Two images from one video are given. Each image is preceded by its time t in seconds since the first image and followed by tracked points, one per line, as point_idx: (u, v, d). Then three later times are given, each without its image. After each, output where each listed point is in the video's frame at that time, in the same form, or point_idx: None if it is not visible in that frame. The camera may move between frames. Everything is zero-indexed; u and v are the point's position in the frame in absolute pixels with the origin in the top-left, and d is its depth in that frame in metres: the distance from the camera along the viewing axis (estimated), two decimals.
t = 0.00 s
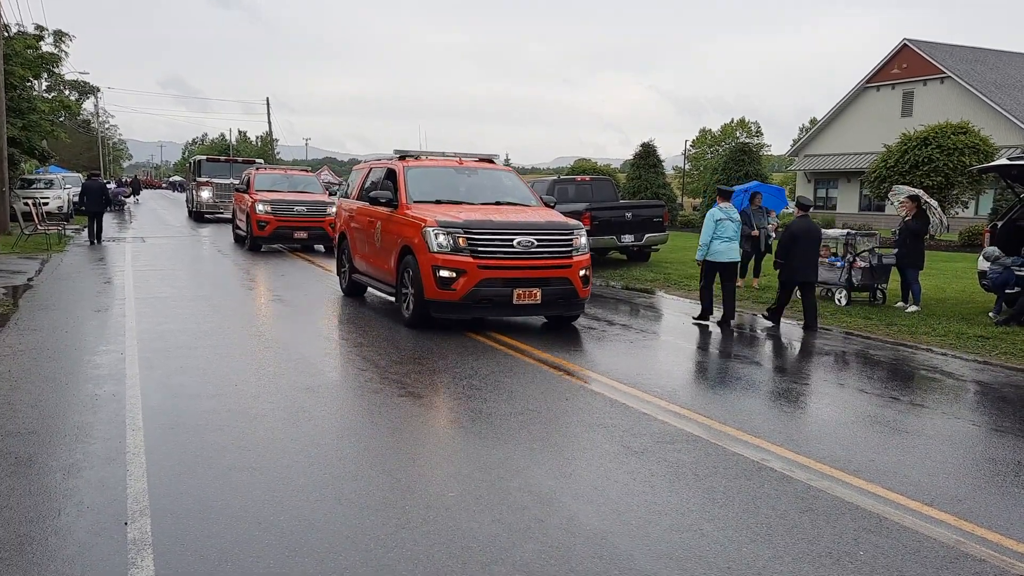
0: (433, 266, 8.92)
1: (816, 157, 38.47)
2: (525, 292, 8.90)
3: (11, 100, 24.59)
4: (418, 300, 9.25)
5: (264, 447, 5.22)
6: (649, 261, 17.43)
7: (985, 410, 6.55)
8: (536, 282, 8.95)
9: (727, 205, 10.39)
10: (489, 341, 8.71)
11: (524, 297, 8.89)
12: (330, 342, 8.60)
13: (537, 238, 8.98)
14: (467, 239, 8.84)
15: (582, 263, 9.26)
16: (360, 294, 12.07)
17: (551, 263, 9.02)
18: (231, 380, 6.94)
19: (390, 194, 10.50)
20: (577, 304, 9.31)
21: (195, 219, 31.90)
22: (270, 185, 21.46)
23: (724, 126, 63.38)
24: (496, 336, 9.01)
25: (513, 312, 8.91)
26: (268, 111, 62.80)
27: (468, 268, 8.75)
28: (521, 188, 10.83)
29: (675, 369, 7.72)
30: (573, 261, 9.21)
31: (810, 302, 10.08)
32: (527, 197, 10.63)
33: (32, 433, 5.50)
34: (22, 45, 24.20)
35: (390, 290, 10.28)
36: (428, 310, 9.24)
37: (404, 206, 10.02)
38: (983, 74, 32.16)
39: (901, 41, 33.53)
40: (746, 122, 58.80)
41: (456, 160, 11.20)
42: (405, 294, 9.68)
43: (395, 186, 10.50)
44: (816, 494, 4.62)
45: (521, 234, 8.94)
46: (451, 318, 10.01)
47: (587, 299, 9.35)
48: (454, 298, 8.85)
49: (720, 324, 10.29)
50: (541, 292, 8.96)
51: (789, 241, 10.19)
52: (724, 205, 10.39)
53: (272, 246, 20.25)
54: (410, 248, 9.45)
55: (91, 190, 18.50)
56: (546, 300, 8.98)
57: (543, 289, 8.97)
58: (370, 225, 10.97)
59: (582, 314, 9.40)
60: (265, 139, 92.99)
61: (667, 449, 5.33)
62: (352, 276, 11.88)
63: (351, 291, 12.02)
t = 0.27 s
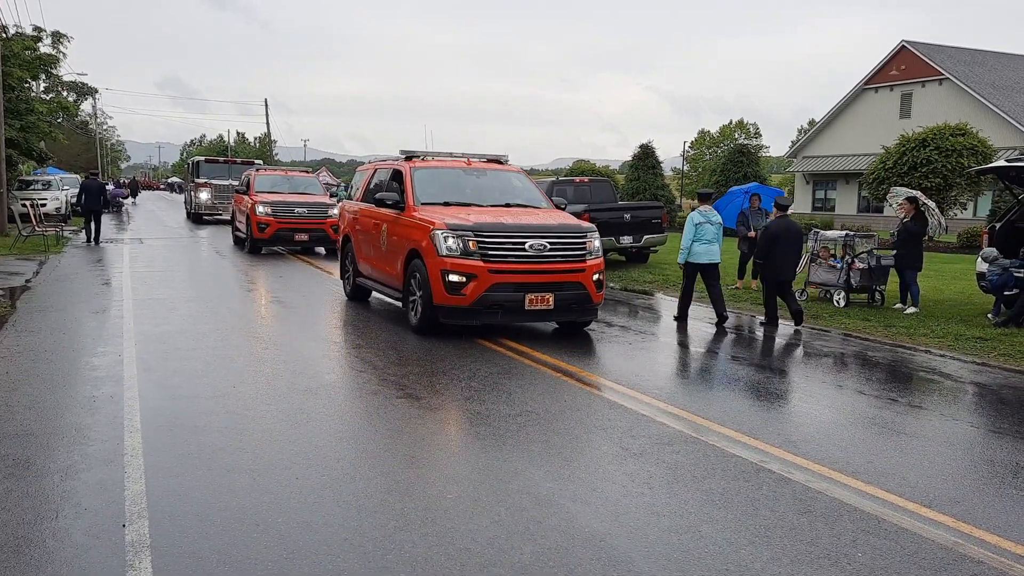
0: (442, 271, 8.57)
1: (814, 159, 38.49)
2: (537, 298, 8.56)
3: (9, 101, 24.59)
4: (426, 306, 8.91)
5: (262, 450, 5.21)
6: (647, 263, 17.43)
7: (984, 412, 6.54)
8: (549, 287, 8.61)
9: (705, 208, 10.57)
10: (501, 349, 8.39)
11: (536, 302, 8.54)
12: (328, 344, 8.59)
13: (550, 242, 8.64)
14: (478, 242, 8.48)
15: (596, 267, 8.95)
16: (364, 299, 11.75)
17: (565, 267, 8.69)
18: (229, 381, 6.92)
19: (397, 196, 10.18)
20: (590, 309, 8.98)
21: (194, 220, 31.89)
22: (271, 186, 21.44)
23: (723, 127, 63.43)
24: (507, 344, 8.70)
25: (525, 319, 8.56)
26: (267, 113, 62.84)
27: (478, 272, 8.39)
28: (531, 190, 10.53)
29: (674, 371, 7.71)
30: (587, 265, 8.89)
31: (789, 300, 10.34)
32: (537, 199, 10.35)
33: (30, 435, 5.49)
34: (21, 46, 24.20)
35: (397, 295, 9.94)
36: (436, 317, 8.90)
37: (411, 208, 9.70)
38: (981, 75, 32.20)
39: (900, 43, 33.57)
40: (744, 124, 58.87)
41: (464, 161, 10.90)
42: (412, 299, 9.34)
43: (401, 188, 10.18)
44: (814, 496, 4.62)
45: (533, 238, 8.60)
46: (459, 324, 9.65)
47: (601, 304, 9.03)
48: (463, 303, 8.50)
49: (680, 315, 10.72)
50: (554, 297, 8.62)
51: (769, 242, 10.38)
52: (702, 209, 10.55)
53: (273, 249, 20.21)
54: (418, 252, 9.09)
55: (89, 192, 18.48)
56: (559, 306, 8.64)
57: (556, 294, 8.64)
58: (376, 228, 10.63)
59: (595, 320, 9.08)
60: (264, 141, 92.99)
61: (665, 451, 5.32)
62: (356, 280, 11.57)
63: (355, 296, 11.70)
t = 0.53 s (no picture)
0: (452, 275, 8.40)
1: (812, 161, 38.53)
2: (550, 303, 8.40)
3: (8, 102, 24.60)
4: (436, 312, 8.75)
5: (260, 452, 5.21)
6: (646, 264, 17.44)
7: (982, 413, 6.55)
8: (562, 292, 8.46)
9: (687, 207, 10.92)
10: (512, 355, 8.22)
11: (548, 308, 8.39)
12: (326, 346, 8.58)
13: (562, 245, 8.47)
14: (489, 246, 8.30)
15: (609, 272, 8.81)
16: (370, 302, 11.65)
17: (577, 272, 8.53)
18: (228, 383, 6.92)
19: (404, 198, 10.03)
20: (603, 314, 8.84)
21: (192, 221, 31.88)
22: (272, 188, 21.42)
23: (721, 129, 63.49)
24: (518, 350, 8.53)
25: (537, 325, 8.42)
26: (265, 114, 62.85)
27: (489, 277, 8.22)
28: (541, 192, 10.39)
29: (672, 372, 7.72)
30: (600, 269, 8.73)
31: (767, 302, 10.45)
32: (546, 201, 10.23)
33: (28, 436, 5.48)
34: (19, 47, 24.21)
35: (405, 299, 9.80)
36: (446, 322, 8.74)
37: (419, 211, 9.55)
38: (979, 77, 32.26)
39: (897, 45, 33.62)
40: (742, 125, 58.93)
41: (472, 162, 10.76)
42: (421, 304, 9.18)
43: (409, 189, 10.03)
44: (812, 498, 4.62)
45: (545, 242, 8.43)
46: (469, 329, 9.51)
47: (614, 309, 8.90)
48: (474, 309, 8.33)
49: (675, 317, 10.81)
50: (567, 303, 8.48)
51: (751, 243, 10.49)
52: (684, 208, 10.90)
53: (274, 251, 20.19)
54: (427, 256, 8.92)
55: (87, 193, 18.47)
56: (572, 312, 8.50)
57: (569, 300, 8.49)
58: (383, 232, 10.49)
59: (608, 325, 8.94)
60: (263, 142, 92.98)
61: (664, 453, 5.32)
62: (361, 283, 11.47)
63: (361, 299, 11.61)
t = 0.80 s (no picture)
0: (462, 280, 8.21)
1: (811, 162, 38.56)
2: (564, 309, 8.20)
3: (7, 104, 24.60)
4: (445, 317, 8.57)
5: (259, 453, 5.21)
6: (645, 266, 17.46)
7: (980, 415, 6.56)
8: (576, 298, 8.27)
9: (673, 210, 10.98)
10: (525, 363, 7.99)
11: (563, 314, 8.19)
12: (326, 348, 8.58)
13: (577, 249, 8.29)
14: (501, 250, 8.11)
15: (625, 276, 8.62)
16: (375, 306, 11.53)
17: (593, 276, 8.34)
18: (227, 385, 6.92)
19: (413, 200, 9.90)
20: (619, 321, 8.65)
21: (192, 223, 31.85)
22: (273, 190, 21.40)
23: (720, 131, 63.53)
24: (531, 357, 8.30)
25: (552, 332, 8.21)
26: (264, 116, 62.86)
27: (501, 282, 8.03)
28: (551, 194, 10.27)
29: (671, 374, 7.72)
30: (616, 274, 8.55)
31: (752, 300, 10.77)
32: (556, 203, 10.11)
33: (27, 438, 5.48)
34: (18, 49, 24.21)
35: (413, 304, 9.64)
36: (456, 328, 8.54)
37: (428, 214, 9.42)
38: (977, 79, 32.30)
39: (896, 47, 33.65)
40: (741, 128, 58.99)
41: (483, 164, 10.65)
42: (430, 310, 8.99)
43: (418, 192, 9.90)
44: (810, 499, 4.63)
45: (559, 245, 8.24)
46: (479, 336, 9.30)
47: (630, 315, 8.71)
48: (485, 315, 8.13)
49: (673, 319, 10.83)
50: (582, 309, 8.28)
51: (737, 241, 10.81)
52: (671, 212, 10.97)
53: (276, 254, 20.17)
54: (437, 261, 8.73)
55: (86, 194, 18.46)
56: (587, 318, 8.31)
57: (584, 306, 8.30)
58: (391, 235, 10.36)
59: (624, 332, 8.75)
60: (262, 144, 92.97)
61: (662, 454, 5.33)
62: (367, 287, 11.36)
63: (366, 304, 11.49)
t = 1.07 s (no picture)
0: (475, 285, 8.15)
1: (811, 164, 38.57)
2: (581, 315, 8.14)
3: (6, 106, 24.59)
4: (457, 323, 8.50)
5: (258, 455, 5.20)
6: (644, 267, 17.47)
7: (980, 417, 6.56)
8: (593, 303, 8.21)
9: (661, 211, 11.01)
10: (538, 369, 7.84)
11: (579, 320, 8.13)
12: (325, 349, 8.57)
13: (593, 254, 8.24)
14: (514, 254, 8.06)
15: (642, 281, 8.58)
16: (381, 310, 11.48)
17: (609, 281, 8.29)
18: (226, 386, 6.91)
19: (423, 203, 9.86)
20: (636, 327, 8.60)
21: (191, 225, 31.84)
22: (275, 191, 21.39)
23: (720, 132, 63.51)
24: (546, 365, 8.17)
25: (568, 339, 8.15)
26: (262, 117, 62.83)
27: (515, 287, 7.97)
28: (562, 196, 10.24)
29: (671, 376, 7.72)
30: (633, 279, 8.51)
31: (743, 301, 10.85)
32: (567, 204, 10.08)
33: (25, 440, 5.47)
34: (18, 51, 24.21)
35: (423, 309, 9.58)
36: (467, 334, 8.48)
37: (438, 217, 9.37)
38: (977, 81, 32.31)
39: (895, 49, 33.66)
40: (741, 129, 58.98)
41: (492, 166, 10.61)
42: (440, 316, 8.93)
43: (427, 194, 9.86)
44: (809, 501, 4.63)
45: (574, 249, 8.18)
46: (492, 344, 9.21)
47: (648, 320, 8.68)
48: (499, 321, 8.06)
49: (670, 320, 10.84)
50: (599, 315, 8.23)
51: (724, 244, 10.81)
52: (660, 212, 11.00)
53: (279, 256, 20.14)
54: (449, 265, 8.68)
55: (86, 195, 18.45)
56: (603, 324, 8.26)
57: (601, 311, 8.24)
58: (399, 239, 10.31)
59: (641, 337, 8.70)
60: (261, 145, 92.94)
61: (661, 456, 5.33)
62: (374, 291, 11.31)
63: (373, 307, 11.45)
